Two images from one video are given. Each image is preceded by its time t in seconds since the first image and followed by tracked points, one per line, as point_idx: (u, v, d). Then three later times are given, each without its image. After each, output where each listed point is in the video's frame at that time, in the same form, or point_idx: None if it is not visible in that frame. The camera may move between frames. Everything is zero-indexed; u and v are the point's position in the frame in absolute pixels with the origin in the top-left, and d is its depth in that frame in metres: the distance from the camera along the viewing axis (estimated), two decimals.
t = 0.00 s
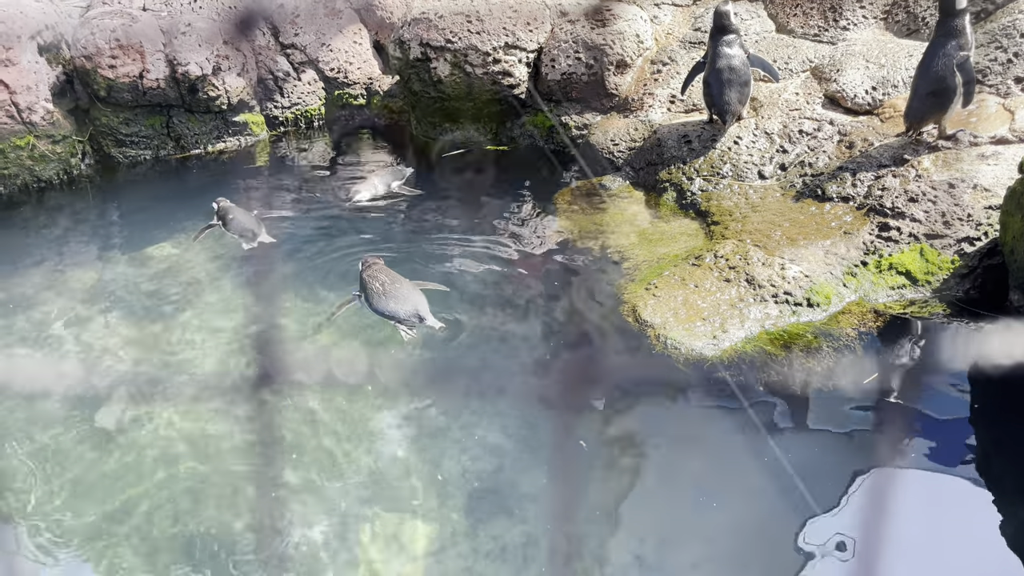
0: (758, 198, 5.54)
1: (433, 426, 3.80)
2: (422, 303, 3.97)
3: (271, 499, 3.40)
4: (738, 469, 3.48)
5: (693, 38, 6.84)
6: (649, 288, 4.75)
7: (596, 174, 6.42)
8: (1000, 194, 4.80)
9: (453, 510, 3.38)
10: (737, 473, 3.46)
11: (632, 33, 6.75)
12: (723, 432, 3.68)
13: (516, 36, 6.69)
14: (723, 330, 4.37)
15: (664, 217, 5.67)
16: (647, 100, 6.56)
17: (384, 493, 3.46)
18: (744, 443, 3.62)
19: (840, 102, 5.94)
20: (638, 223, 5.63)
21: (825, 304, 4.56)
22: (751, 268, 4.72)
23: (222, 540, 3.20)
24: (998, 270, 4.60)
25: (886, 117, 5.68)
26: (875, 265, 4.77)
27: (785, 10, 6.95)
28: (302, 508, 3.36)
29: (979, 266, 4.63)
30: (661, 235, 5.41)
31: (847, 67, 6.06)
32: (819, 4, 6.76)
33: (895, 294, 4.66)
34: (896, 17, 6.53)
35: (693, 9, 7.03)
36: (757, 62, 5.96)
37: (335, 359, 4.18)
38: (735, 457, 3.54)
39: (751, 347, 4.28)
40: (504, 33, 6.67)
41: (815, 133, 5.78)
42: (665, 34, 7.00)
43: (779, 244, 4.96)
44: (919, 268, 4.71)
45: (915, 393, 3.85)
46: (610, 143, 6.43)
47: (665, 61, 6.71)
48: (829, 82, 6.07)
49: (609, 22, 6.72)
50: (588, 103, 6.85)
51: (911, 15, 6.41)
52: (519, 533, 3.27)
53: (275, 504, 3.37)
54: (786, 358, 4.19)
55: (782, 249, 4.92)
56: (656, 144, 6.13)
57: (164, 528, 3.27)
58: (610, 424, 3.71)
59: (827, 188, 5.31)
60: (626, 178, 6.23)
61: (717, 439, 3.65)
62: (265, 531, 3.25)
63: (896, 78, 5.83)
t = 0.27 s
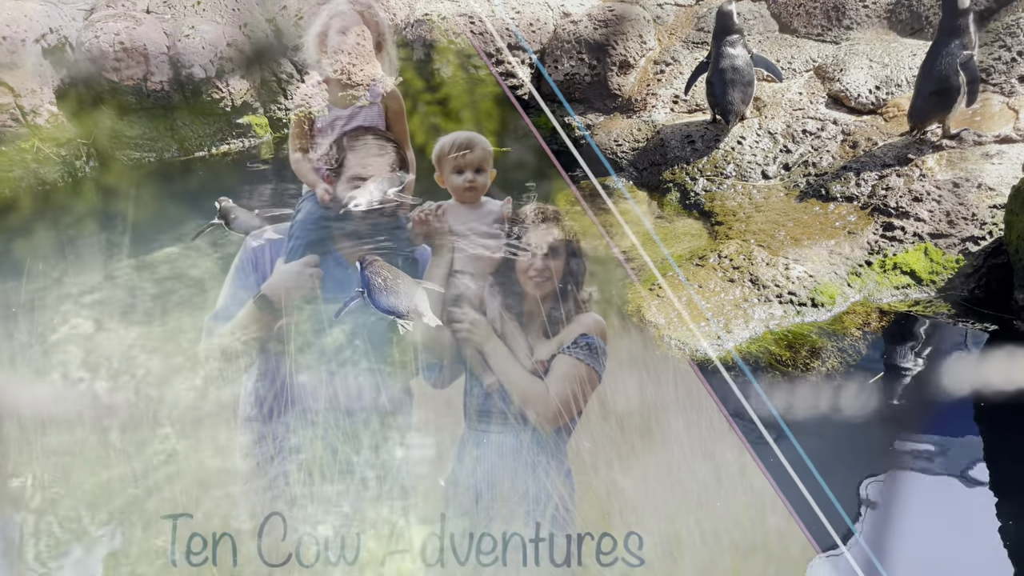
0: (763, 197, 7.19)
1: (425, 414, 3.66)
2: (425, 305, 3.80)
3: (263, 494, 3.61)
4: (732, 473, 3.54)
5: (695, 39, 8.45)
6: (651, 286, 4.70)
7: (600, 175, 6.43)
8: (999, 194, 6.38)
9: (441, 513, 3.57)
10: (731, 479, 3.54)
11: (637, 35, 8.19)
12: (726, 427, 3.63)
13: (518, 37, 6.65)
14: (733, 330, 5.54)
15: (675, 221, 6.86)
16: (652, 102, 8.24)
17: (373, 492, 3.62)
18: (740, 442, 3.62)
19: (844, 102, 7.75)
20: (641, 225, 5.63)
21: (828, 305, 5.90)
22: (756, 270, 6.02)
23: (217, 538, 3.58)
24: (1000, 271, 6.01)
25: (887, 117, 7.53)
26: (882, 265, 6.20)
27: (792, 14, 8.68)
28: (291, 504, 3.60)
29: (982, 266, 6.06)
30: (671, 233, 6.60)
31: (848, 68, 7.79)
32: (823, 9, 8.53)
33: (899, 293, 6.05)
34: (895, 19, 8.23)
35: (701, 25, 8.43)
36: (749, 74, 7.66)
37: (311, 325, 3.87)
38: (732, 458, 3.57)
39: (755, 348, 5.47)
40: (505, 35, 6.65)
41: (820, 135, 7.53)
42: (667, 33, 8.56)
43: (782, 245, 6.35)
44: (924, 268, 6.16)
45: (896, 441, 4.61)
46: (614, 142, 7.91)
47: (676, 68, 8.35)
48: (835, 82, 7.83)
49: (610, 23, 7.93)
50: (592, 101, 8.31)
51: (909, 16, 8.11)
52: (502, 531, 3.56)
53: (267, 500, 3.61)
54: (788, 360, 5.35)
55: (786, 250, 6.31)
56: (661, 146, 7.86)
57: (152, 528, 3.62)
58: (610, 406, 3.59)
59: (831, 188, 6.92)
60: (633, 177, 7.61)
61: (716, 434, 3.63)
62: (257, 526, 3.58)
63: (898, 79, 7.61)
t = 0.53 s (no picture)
0: (767, 198, 6.81)
1: (424, 412, 3.66)
2: (424, 300, 3.67)
3: (263, 494, 3.66)
4: (733, 474, 3.60)
5: (698, 39, 7.64)
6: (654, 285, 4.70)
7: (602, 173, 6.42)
8: (1004, 193, 5.98)
9: (440, 513, 3.62)
10: (731, 479, 3.60)
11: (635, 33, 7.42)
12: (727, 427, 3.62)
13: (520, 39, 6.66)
14: (736, 327, 5.51)
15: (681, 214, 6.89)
16: (652, 101, 7.64)
17: (373, 492, 3.64)
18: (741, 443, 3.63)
19: (846, 101, 7.13)
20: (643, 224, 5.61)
21: (833, 304, 5.65)
22: (759, 268, 5.85)
23: (217, 538, 3.66)
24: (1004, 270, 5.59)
25: (892, 115, 6.93)
26: (885, 264, 5.91)
27: (790, 8, 7.57)
28: (291, 505, 3.66)
29: (986, 265, 5.69)
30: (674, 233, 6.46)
31: (855, 66, 7.16)
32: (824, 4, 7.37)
33: (902, 292, 5.73)
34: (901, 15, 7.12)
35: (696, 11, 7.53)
36: (749, 73, 7.19)
37: (309, 319, 3.68)
38: (733, 459, 3.61)
39: (762, 348, 5.34)
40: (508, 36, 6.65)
41: (822, 133, 7.06)
42: (668, 33, 7.60)
43: (786, 244, 6.09)
44: (927, 265, 5.86)
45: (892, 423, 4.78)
46: (615, 143, 7.34)
47: (670, 61, 7.63)
48: (837, 81, 7.21)
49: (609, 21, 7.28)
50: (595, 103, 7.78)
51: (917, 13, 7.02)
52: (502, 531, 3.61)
53: (267, 501, 3.65)
54: (794, 357, 5.24)
55: (790, 249, 6.04)
56: (663, 145, 7.40)
57: (153, 527, 3.69)
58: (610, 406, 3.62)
59: (834, 188, 6.57)
60: (634, 178, 7.31)
61: (717, 434, 3.63)
62: (258, 526, 3.65)
63: (900, 77, 6.96)
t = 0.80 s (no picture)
0: (769, 196, 6.10)
1: (425, 412, 3.65)
2: (424, 297, 3.65)
3: (263, 495, 3.62)
4: (732, 474, 3.66)
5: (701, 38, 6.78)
6: (656, 286, 4.70)
7: (605, 173, 6.42)
8: (1008, 192, 5.53)
9: (440, 514, 3.61)
10: (731, 479, 3.66)
11: (637, 32, 6.73)
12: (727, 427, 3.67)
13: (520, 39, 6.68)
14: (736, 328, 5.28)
15: (676, 218, 6.17)
16: (655, 100, 6.65)
17: (373, 491, 3.60)
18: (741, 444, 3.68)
19: (849, 100, 6.33)
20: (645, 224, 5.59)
21: (835, 303, 5.35)
22: (760, 268, 5.52)
23: (217, 538, 3.62)
24: (1008, 267, 5.20)
25: (894, 114, 6.16)
26: (885, 263, 5.51)
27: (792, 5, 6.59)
28: (292, 504, 3.62)
29: (989, 263, 5.29)
30: (673, 233, 5.93)
31: (855, 64, 6.36)
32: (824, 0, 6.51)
33: (906, 291, 5.34)
34: (904, 12, 6.32)
35: (702, 11, 6.74)
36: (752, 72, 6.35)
37: (309, 320, 3.67)
38: (732, 459, 3.67)
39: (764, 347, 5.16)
40: (509, 36, 6.65)
41: (824, 132, 6.25)
42: (671, 33, 6.80)
43: (788, 243, 5.68)
44: (930, 265, 5.42)
45: (896, 429, 4.67)
46: (618, 143, 6.46)
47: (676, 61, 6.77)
48: (836, 80, 6.39)
49: (613, 21, 6.68)
50: (598, 104, 6.78)
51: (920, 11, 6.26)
52: (502, 532, 3.60)
53: (266, 501, 3.62)
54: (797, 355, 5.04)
55: (791, 248, 5.64)
56: (665, 145, 6.42)
57: (153, 527, 3.64)
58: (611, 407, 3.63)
59: (837, 186, 5.94)
60: (635, 179, 6.38)
61: (716, 434, 3.69)
62: (257, 526, 3.61)
63: (903, 75, 6.21)
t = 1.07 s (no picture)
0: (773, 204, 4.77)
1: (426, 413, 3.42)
2: (423, 300, 3.26)
3: (263, 494, 3.40)
4: (732, 474, 3.81)
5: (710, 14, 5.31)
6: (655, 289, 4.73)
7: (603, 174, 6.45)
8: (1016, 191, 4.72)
9: (440, 514, 3.43)
10: (731, 479, 3.80)
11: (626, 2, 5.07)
12: (725, 428, 4.00)
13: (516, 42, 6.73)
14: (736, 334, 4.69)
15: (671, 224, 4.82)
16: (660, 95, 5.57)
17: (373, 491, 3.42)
18: (740, 445, 3.93)
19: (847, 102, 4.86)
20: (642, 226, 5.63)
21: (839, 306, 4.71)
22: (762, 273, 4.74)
23: (217, 538, 3.57)
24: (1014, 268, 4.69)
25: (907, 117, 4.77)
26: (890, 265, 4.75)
27: None
28: (292, 504, 3.42)
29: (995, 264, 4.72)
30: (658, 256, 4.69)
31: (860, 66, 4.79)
32: None
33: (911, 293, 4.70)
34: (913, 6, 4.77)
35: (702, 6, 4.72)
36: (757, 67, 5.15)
37: (309, 319, 3.37)
38: (732, 460, 3.86)
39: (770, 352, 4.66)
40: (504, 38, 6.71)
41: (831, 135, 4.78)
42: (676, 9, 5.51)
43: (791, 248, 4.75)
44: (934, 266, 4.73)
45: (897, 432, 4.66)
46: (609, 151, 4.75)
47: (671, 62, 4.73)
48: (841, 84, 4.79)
49: None
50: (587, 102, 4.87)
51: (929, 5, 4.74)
52: (502, 531, 3.39)
53: (267, 501, 3.41)
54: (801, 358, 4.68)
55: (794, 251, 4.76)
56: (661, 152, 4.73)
57: (153, 526, 3.70)
58: (612, 409, 4.16)
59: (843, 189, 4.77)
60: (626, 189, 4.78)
61: (716, 434, 4.01)
62: (257, 527, 3.43)
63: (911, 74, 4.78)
